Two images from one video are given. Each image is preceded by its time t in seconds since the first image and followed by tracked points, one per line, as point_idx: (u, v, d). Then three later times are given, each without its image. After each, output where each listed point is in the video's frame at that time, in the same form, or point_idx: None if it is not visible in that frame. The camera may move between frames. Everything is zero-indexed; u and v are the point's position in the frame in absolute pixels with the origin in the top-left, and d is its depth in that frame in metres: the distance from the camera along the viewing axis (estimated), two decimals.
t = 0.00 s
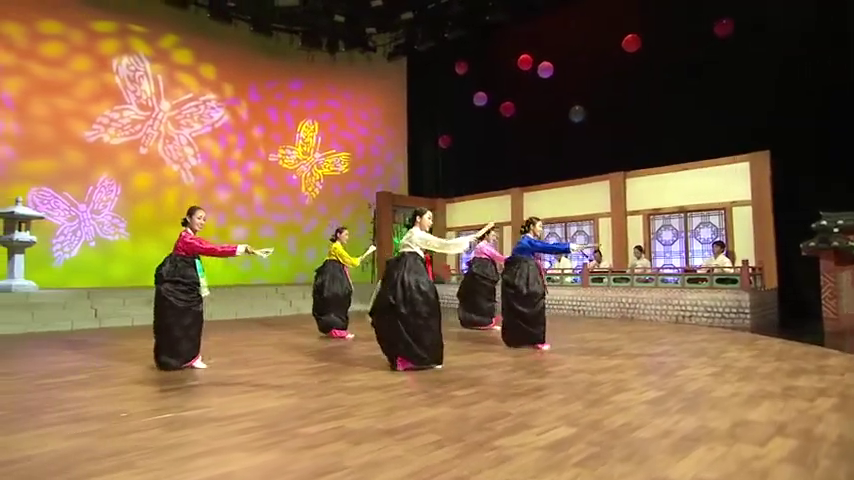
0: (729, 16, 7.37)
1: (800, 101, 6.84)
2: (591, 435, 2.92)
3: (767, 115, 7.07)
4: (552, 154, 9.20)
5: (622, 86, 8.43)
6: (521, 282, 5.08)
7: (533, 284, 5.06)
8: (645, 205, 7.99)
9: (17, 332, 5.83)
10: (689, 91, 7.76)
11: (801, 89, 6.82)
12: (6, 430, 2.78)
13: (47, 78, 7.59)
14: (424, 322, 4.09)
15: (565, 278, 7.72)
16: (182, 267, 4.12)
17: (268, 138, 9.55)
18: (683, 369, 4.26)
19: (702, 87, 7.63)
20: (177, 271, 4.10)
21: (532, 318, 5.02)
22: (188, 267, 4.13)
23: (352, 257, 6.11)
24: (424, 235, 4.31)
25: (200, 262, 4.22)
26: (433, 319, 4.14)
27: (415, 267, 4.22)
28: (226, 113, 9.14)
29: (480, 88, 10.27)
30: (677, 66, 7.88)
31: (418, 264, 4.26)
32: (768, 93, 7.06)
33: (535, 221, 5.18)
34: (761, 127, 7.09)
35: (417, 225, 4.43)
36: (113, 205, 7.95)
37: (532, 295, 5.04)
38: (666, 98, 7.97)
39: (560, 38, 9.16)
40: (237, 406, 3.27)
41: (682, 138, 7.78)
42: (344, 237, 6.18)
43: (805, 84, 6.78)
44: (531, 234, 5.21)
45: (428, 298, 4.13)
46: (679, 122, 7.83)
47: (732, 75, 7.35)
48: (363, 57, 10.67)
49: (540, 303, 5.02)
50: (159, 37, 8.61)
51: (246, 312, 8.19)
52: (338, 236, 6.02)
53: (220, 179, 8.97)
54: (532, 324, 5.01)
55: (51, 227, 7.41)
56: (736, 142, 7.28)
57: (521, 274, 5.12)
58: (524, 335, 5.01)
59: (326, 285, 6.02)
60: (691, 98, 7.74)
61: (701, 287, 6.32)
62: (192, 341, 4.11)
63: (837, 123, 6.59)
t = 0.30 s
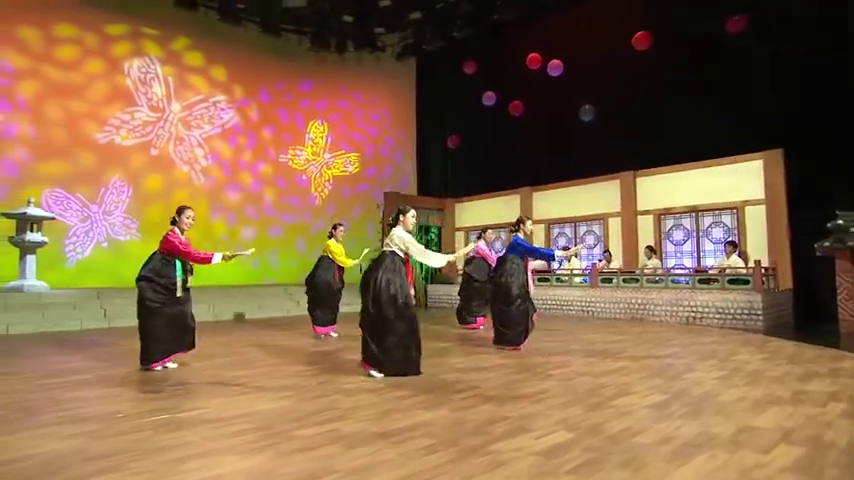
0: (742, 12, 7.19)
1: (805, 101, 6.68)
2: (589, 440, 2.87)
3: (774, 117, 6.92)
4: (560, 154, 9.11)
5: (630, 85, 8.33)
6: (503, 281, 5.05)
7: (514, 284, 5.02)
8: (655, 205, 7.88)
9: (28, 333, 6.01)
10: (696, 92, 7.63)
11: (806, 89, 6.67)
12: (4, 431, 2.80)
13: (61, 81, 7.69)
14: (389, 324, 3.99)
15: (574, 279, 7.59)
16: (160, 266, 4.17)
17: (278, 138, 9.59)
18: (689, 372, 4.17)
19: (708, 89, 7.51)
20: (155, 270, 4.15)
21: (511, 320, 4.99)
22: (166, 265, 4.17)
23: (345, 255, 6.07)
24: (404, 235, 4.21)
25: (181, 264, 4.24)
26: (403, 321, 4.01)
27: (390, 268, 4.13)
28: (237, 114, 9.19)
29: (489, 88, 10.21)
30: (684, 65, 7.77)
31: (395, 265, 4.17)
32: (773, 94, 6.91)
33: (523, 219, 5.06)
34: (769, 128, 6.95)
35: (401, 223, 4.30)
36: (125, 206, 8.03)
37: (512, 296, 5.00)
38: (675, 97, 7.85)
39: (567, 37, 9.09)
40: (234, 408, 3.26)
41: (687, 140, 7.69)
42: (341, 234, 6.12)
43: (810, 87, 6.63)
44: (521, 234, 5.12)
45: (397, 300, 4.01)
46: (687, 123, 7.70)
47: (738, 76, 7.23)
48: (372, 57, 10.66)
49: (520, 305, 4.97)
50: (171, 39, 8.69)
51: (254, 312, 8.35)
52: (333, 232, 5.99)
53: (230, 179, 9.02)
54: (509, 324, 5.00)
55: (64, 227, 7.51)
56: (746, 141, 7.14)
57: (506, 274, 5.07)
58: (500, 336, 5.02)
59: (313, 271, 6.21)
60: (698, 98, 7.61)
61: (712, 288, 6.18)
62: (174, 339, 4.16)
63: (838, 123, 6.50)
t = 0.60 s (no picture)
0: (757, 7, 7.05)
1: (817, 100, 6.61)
2: (587, 445, 2.81)
3: (785, 117, 6.80)
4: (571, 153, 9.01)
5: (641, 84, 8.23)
6: (488, 284, 5.09)
7: (500, 287, 5.03)
8: (668, 204, 7.84)
9: (42, 332, 6.28)
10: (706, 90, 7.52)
11: (818, 87, 6.59)
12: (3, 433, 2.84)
13: (75, 84, 7.79)
14: (356, 326, 3.91)
15: (583, 279, 7.46)
16: (141, 270, 4.29)
17: (289, 138, 9.63)
18: (697, 376, 4.08)
19: (717, 88, 7.41)
20: (135, 274, 4.28)
21: (494, 323, 5.03)
22: (146, 269, 4.29)
23: (340, 255, 6.11)
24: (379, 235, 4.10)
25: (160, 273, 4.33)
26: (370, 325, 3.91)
27: (364, 269, 4.01)
28: (248, 115, 9.25)
29: (499, 87, 10.13)
30: (693, 65, 7.68)
31: (370, 267, 4.03)
32: (785, 92, 6.82)
33: (514, 222, 4.99)
34: (774, 128, 6.87)
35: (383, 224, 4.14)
36: (138, 207, 8.12)
37: (496, 299, 5.03)
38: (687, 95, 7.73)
39: (577, 36, 9.02)
40: (232, 411, 3.26)
41: (698, 140, 7.57)
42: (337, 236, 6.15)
43: (813, 87, 6.60)
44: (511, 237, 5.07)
45: (365, 304, 3.91)
46: (696, 123, 7.60)
47: (746, 76, 7.14)
48: (383, 57, 10.65)
49: (504, 308, 5.00)
50: (184, 42, 8.78)
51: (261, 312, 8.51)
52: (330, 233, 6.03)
53: (241, 179, 9.07)
54: (492, 328, 5.04)
55: (78, 228, 7.63)
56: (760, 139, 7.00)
57: (492, 275, 5.10)
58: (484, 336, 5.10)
59: (308, 273, 6.44)
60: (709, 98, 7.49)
61: (725, 289, 6.05)
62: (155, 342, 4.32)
63: (837, 123, 6.52)
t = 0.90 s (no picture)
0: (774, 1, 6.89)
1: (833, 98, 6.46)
2: (586, 450, 2.76)
3: (799, 115, 6.68)
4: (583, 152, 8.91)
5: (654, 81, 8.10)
6: (482, 286, 5.13)
7: (493, 289, 5.04)
8: (682, 203, 7.72)
9: (56, 331, 6.43)
10: (719, 89, 7.38)
11: (834, 84, 6.45)
12: (8, 433, 2.89)
13: (92, 88, 7.91)
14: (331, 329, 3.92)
15: (595, 279, 7.37)
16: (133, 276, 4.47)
17: (302, 139, 9.68)
18: (705, 380, 3.99)
19: (731, 86, 7.27)
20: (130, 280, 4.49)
21: (489, 325, 5.03)
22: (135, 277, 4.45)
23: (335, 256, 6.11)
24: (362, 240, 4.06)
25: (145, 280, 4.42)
26: (340, 328, 3.90)
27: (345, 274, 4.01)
28: (261, 116, 9.32)
29: (510, 85, 10.06)
30: (706, 63, 7.54)
31: (347, 271, 4.03)
32: (797, 90, 6.70)
33: (511, 226, 4.97)
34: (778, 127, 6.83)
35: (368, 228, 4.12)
36: (152, 209, 8.24)
37: (488, 301, 5.04)
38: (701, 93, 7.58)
39: (590, 32, 8.90)
40: (233, 412, 3.29)
41: (711, 139, 7.44)
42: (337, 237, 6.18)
43: (814, 85, 6.57)
44: (505, 241, 5.02)
45: (334, 307, 3.92)
46: (703, 122, 7.53)
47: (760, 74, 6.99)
48: (394, 57, 10.64)
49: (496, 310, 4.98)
50: (197, 45, 8.87)
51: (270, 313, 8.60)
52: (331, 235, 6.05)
53: (254, 179, 9.14)
54: (488, 329, 5.05)
55: (94, 229, 7.76)
56: (777, 137, 6.83)
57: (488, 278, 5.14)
58: (483, 339, 5.11)
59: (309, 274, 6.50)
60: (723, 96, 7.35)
61: (740, 289, 5.92)
62: (151, 344, 4.40)
63: (839, 122, 6.50)
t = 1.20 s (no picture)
0: None
1: (844, 96, 6.23)
2: (583, 455, 2.72)
3: (796, 115, 6.62)
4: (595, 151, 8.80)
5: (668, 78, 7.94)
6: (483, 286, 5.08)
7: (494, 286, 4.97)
8: (696, 202, 7.61)
9: (70, 331, 6.56)
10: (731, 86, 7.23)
11: (837, 82, 6.26)
12: (11, 433, 2.94)
13: (108, 90, 8.04)
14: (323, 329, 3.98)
15: (607, 280, 7.29)
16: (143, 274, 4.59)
17: (314, 139, 9.73)
18: (713, 383, 3.90)
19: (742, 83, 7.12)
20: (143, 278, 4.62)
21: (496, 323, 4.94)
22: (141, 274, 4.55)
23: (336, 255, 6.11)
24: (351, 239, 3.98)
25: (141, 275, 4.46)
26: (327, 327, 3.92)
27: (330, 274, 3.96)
28: (273, 117, 9.38)
29: (521, 84, 9.97)
30: (719, 59, 7.38)
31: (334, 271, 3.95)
32: (795, 90, 6.62)
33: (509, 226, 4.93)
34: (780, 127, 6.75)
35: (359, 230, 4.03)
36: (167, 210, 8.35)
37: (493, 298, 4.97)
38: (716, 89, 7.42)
39: (604, 29, 8.78)
40: (233, 413, 3.31)
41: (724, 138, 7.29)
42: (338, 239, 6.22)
43: (811, 86, 6.46)
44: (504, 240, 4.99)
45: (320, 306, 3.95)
46: (706, 123, 7.49)
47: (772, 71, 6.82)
48: (405, 57, 10.63)
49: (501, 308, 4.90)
50: (211, 48, 8.97)
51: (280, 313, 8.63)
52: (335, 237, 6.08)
53: (266, 179, 9.21)
54: (496, 328, 4.97)
55: (110, 230, 7.90)
56: (778, 137, 6.78)
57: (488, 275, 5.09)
58: (493, 338, 5.05)
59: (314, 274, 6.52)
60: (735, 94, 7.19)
61: (754, 290, 5.79)
62: (161, 336, 4.42)
63: (835, 123, 6.33)
